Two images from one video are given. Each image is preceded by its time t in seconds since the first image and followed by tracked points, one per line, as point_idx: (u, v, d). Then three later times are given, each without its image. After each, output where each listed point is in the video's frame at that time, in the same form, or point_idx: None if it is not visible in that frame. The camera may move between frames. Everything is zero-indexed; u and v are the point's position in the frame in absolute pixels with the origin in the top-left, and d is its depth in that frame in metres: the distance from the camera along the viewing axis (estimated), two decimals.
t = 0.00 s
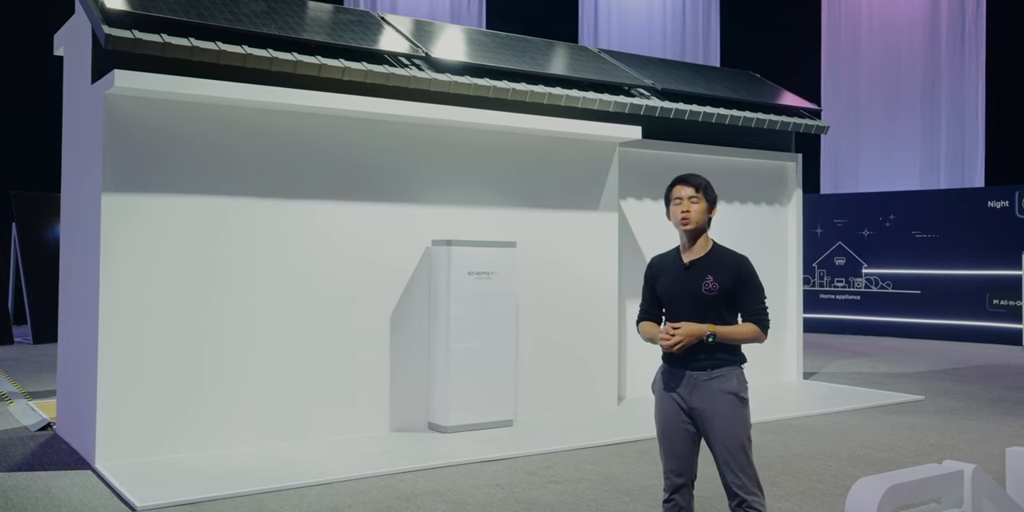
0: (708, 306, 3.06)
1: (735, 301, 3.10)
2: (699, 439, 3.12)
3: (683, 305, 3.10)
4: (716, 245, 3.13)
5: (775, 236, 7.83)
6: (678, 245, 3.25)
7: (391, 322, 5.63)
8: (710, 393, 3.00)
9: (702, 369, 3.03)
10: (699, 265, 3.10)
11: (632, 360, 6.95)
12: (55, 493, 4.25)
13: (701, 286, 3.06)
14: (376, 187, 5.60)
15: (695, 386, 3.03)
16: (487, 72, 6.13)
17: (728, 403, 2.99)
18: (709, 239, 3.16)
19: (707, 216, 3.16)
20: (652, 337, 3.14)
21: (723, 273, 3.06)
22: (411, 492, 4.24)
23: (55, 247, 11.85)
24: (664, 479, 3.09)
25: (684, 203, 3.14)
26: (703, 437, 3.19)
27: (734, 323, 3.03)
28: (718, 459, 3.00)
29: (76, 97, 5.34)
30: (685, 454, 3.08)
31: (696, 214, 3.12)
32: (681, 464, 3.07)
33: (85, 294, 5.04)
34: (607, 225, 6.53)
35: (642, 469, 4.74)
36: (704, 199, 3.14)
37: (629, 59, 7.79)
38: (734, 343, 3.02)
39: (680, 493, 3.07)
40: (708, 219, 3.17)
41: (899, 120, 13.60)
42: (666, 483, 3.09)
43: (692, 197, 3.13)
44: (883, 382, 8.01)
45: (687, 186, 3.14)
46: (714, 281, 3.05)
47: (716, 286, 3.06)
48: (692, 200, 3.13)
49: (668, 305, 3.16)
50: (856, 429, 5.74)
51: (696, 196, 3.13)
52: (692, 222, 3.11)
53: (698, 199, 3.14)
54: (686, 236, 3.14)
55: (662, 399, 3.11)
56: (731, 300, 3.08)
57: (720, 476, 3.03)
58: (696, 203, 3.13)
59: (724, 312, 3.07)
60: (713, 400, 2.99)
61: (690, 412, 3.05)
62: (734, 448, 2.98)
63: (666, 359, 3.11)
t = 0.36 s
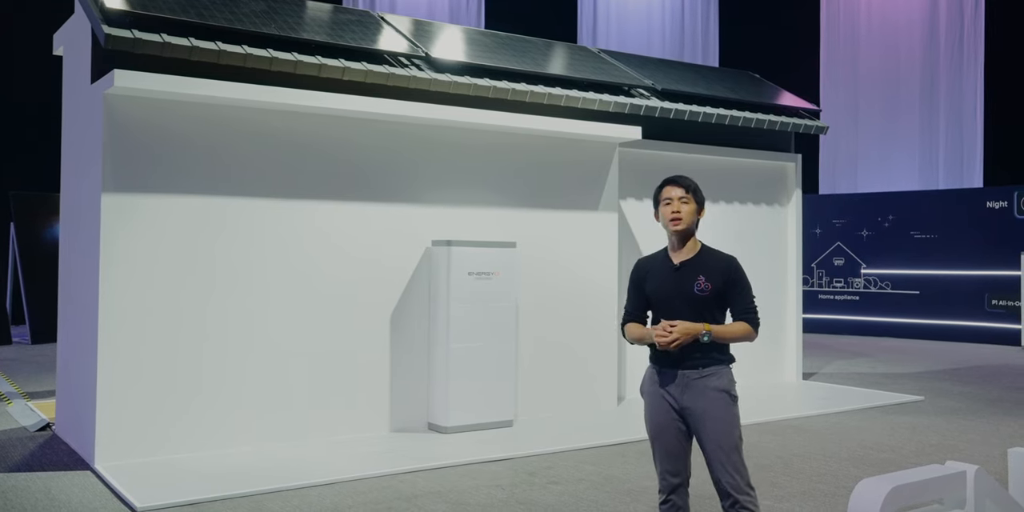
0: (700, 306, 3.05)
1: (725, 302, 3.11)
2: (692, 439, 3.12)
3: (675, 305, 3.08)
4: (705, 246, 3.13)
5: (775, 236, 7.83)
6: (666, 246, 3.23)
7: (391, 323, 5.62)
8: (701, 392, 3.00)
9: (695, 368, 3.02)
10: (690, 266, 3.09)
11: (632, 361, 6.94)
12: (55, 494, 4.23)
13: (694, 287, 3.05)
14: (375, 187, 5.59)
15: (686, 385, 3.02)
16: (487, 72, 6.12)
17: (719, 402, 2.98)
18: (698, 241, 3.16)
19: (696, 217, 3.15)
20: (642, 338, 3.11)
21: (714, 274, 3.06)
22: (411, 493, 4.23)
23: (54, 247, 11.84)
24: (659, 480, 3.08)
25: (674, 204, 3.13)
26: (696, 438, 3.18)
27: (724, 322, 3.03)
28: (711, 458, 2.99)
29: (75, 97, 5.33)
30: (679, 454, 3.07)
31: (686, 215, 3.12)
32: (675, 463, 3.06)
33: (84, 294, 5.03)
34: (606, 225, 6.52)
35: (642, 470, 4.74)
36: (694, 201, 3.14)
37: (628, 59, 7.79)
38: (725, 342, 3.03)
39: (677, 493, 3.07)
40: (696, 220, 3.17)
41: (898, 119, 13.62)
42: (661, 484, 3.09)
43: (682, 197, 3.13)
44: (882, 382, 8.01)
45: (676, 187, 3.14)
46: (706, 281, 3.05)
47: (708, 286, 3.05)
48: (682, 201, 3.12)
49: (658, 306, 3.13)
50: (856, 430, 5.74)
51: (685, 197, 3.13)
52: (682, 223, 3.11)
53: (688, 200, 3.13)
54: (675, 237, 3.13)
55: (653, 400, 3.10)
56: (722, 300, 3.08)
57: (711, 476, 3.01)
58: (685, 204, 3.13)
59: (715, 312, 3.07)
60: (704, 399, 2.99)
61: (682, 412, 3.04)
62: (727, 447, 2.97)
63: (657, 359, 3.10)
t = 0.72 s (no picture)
0: (698, 306, 3.06)
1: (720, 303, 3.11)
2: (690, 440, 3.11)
3: (671, 304, 3.08)
4: (699, 249, 3.14)
5: (775, 236, 7.83)
6: (659, 249, 3.23)
7: (391, 323, 5.61)
8: (699, 389, 3.00)
9: (692, 367, 3.03)
10: (686, 267, 3.09)
11: (633, 361, 6.93)
12: (56, 494, 4.23)
13: (691, 286, 3.06)
14: (375, 187, 5.58)
15: (683, 383, 3.02)
16: (488, 72, 6.12)
17: (716, 398, 2.99)
18: (691, 243, 3.16)
19: (689, 220, 3.15)
20: (638, 337, 3.08)
21: (710, 274, 3.07)
22: (413, 494, 4.23)
23: (53, 247, 11.83)
24: (659, 481, 3.06)
25: (667, 208, 3.12)
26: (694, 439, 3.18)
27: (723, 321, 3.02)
28: (707, 457, 2.96)
29: (76, 97, 5.32)
30: (677, 453, 3.06)
31: (680, 219, 3.11)
32: (674, 463, 3.05)
33: (85, 294, 5.02)
34: (607, 225, 6.52)
35: (644, 470, 4.74)
36: (687, 204, 3.14)
37: (628, 59, 7.79)
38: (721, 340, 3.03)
39: (677, 493, 3.05)
40: (689, 223, 3.17)
41: (897, 119, 13.64)
42: (661, 484, 3.07)
43: (674, 201, 3.13)
44: (882, 383, 8.02)
45: (669, 191, 3.14)
46: (702, 281, 3.06)
47: (704, 286, 3.06)
48: (675, 205, 3.12)
49: (654, 307, 3.13)
50: (857, 430, 5.74)
51: (678, 201, 3.13)
52: (676, 228, 3.09)
53: (681, 204, 3.13)
54: (669, 241, 3.12)
55: (650, 400, 3.09)
56: (717, 300, 3.09)
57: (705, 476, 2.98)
58: (679, 208, 3.13)
59: (711, 312, 3.08)
60: (702, 396, 2.99)
61: (679, 410, 3.04)
62: (724, 444, 2.95)
63: (654, 360, 3.10)
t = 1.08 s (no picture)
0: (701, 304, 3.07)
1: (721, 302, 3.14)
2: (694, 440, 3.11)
3: (674, 304, 3.06)
4: (699, 249, 3.16)
5: (775, 236, 7.84)
6: (658, 249, 3.23)
7: (393, 323, 5.61)
8: (703, 389, 3.00)
9: (695, 366, 3.03)
10: (688, 266, 3.10)
11: (634, 362, 6.93)
12: (59, 494, 4.22)
13: (694, 285, 3.07)
14: (377, 188, 5.58)
15: (687, 383, 3.02)
16: (490, 73, 6.13)
17: (720, 398, 2.99)
18: (692, 245, 3.18)
19: (691, 222, 3.15)
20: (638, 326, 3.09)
21: (712, 272, 3.09)
22: (416, 494, 4.23)
23: (53, 247, 11.83)
24: (664, 481, 3.07)
25: (670, 211, 3.12)
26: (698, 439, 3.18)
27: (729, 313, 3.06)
28: (712, 458, 2.96)
29: (78, 97, 5.32)
30: (681, 454, 3.06)
31: (683, 221, 3.11)
32: (678, 464, 3.06)
33: (86, 294, 5.02)
34: (609, 225, 6.52)
35: (646, 470, 4.74)
36: (689, 207, 3.14)
37: (629, 60, 7.79)
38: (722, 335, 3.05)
39: (682, 494, 3.05)
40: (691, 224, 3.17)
41: (897, 119, 13.67)
42: (666, 485, 3.07)
43: (677, 204, 3.12)
44: (883, 383, 8.02)
45: (670, 193, 3.13)
46: (705, 279, 3.08)
47: (706, 284, 3.09)
48: (678, 208, 3.11)
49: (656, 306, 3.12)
50: (858, 430, 5.75)
51: (681, 204, 3.12)
52: (680, 230, 3.09)
53: (683, 207, 3.13)
54: (672, 244, 3.13)
55: (654, 401, 3.09)
56: (719, 298, 3.11)
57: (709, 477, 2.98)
58: (682, 211, 3.12)
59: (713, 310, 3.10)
60: (706, 397, 2.99)
61: (684, 410, 3.04)
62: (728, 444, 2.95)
63: (656, 359, 3.09)
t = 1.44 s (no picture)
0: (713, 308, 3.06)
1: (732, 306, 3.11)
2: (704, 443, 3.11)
3: (686, 308, 3.06)
4: (712, 251, 3.15)
5: (778, 237, 7.84)
6: (670, 251, 3.23)
7: (397, 324, 5.61)
8: (715, 392, 3.00)
9: (706, 369, 3.03)
10: (700, 269, 3.09)
11: (637, 363, 6.93)
12: (64, 496, 4.21)
13: (706, 289, 3.06)
14: (382, 189, 5.58)
15: (699, 386, 3.02)
16: (494, 74, 6.12)
17: (732, 401, 2.99)
18: (704, 246, 3.17)
19: (703, 222, 3.16)
20: (652, 332, 3.06)
21: (724, 275, 3.08)
22: (423, 496, 4.23)
23: (53, 247, 11.82)
24: (674, 485, 3.06)
25: (681, 210, 3.14)
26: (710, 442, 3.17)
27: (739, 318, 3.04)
28: (723, 460, 2.96)
29: (82, 98, 5.31)
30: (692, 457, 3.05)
31: (694, 220, 3.12)
32: (689, 467, 3.05)
33: (91, 295, 5.01)
34: (612, 227, 6.52)
35: (652, 472, 4.74)
36: (700, 206, 3.15)
37: (632, 61, 7.79)
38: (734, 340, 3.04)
39: (692, 497, 3.04)
40: (703, 225, 3.18)
41: (897, 120, 13.72)
42: (677, 488, 3.07)
43: (688, 203, 3.14)
44: (885, 384, 8.03)
45: (682, 193, 3.15)
46: (716, 284, 3.06)
47: (718, 288, 3.07)
48: (689, 206, 3.13)
49: (667, 309, 3.12)
50: (862, 432, 5.75)
51: (693, 203, 3.14)
52: (691, 229, 3.10)
53: (695, 206, 3.14)
54: (683, 243, 3.13)
55: (666, 404, 3.09)
56: (731, 301, 3.10)
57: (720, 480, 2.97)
58: (693, 210, 3.14)
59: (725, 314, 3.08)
60: (718, 399, 2.99)
61: (695, 413, 3.03)
62: (739, 447, 2.95)
63: (668, 361, 3.10)
